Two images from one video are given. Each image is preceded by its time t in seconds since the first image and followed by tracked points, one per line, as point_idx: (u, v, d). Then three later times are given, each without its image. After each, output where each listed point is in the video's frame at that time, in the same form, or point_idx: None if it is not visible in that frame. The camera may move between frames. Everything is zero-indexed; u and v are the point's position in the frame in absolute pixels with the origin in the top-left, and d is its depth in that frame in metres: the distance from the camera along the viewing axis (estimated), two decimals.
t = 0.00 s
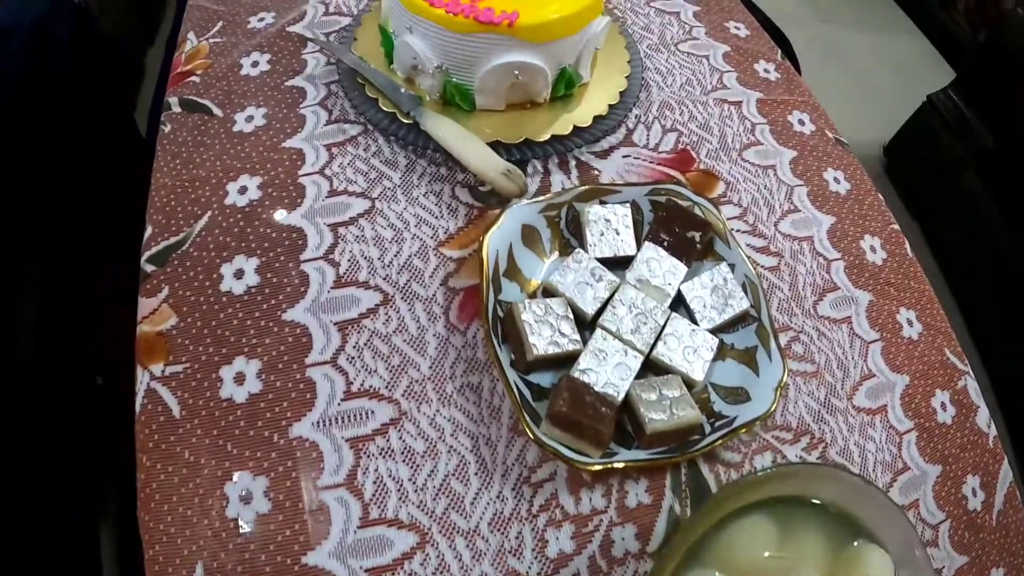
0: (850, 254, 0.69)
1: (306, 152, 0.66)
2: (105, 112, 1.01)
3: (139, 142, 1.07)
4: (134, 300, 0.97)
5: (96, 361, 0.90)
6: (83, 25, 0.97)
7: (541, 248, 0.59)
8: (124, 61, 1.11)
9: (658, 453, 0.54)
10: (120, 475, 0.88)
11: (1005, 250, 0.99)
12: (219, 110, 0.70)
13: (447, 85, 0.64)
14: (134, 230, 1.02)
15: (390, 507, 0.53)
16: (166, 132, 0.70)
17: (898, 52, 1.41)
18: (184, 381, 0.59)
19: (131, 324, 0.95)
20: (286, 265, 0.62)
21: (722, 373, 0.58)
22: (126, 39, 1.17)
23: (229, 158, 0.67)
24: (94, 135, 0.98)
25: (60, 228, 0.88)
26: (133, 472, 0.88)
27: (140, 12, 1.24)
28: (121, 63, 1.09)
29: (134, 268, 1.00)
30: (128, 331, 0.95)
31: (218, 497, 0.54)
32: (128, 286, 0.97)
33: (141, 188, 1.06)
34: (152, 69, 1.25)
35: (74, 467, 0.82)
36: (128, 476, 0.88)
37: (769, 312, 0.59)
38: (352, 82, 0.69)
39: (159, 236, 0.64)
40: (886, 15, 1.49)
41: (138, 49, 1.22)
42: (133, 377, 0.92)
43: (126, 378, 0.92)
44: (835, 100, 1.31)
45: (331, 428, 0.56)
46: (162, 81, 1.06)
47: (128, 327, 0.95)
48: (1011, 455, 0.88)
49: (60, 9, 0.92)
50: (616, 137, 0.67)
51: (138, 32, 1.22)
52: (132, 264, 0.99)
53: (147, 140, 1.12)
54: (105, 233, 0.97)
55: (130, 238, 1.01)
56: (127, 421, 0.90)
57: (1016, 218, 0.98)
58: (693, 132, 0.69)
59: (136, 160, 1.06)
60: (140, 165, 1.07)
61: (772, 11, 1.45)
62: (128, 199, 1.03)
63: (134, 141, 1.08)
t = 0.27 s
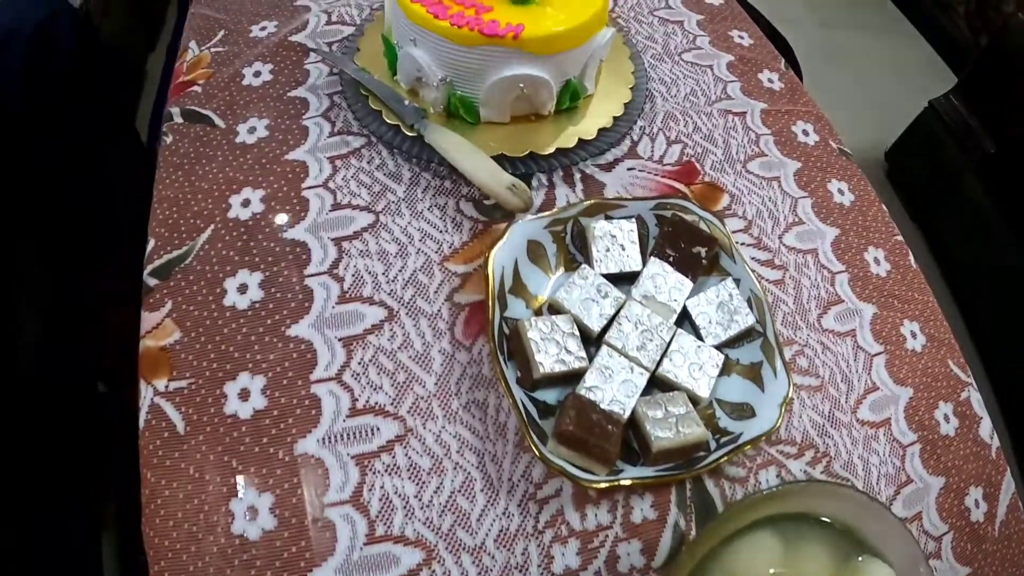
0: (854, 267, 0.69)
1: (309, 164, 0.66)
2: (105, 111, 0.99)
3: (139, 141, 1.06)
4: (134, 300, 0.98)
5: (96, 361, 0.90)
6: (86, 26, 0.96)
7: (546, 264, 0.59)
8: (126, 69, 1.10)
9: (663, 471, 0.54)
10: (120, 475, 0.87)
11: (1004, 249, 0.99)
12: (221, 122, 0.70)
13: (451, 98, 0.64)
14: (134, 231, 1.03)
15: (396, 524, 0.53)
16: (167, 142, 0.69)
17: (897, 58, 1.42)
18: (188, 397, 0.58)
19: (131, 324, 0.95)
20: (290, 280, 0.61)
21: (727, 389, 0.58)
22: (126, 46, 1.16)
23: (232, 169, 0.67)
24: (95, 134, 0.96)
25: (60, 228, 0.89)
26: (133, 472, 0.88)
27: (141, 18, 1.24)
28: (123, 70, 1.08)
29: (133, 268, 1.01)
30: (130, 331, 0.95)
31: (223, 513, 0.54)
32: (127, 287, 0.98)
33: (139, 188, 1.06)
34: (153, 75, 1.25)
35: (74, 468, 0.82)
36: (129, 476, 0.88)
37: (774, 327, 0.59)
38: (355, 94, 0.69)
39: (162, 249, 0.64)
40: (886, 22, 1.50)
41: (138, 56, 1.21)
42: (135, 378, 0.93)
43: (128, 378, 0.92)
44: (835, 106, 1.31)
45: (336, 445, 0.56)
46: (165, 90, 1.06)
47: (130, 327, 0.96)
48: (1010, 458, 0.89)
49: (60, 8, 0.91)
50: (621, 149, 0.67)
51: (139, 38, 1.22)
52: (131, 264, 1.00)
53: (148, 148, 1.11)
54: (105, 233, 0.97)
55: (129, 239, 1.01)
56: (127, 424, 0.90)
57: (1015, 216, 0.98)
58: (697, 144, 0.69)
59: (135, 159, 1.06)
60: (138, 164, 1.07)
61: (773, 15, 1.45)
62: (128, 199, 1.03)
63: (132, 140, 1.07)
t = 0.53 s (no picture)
0: (858, 279, 0.68)
1: (312, 177, 0.66)
2: (105, 111, 0.99)
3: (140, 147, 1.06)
4: (133, 300, 0.96)
5: (96, 361, 0.90)
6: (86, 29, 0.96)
7: (552, 280, 0.59)
8: (128, 76, 1.10)
9: (669, 489, 0.54)
10: (120, 475, 0.87)
11: (1003, 254, 1.00)
12: (224, 133, 0.69)
13: (456, 111, 0.64)
14: (133, 231, 1.01)
15: (402, 542, 0.53)
16: (169, 154, 0.69)
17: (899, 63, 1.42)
18: (193, 413, 0.57)
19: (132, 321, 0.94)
20: (294, 295, 0.61)
21: (732, 405, 0.58)
22: (127, 54, 1.16)
23: (234, 182, 0.67)
24: (94, 134, 0.96)
25: (61, 228, 0.89)
26: (133, 472, 0.87)
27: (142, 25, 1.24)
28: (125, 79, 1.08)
29: (133, 268, 0.99)
30: (131, 330, 0.94)
31: (229, 531, 0.53)
32: (127, 287, 0.96)
33: (139, 188, 1.05)
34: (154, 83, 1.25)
35: (74, 468, 0.82)
36: (128, 476, 0.87)
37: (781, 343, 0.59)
38: (359, 106, 0.69)
39: (164, 262, 0.64)
40: (887, 27, 1.50)
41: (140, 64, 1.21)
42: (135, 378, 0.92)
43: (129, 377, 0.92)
44: (837, 113, 1.31)
45: (342, 462, 0.55)
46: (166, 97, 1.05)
47: (131, 326, 0.94)
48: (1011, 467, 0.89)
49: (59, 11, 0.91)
50: (625, 162, 0.67)
51: (140, 46, 1.22)
52: (131, 265, 0.99)
53: (150, 156, 1.11)
54: (105, 233, 0.96)
55: (129, 239, 1.00)
56: (128, 423, 0.90)
57: (1015, 220, 0.99)
58: (702, 156, 0.69)
59: (133, 159, 1.05)
60: (137, 163, 1.06)
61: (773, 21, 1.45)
62: (128, 198, 1.02)
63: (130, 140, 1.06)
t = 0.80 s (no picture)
0: (862, 291, 0.68)
1: (315, 190, 0.66)
2: (105, 111, 0.98)
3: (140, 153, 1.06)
4: (133, 301, 0.98)
5: (96, 361, 0.90)
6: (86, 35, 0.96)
7: (556, 296, 0.59)
8: (129, 83, 1.11)
9: (673, 505, 0.54)
10: (124, 473, 0.89)
11: (1003, 257, 1.00)
12: (226, 145, 0.69)
13: (459, 124, 0.64)
14: (133, 230, 1.03)
15: (407, 559, 0.52)
16: (171, 165, 0.69)
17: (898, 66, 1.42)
18: (197, 429, 0.57)
19: (130, 322, 0.96)
20: (298, 310, 0.61)
21: (736, 420, 0.58)
22: (129, 63, 1.17)
23: (236, 195, 0.67)
24: (95, 134, 0.95)
25: (60, 228, 0.87)
26: (134, 472, 0.89)
27: (142, 34, 1.24)
28: (127, 88, 1.09)
29: (132, 268, 1.01)
30: (128, 333, 0.96)
31: (233, 547, 0.52)
32: (126, 288, 0.98)
33: (138, 187, 1.07)
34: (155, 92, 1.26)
35: (73, 469, 0.81)
36: (128, 476, 0.89)
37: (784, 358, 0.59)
38: (362, 118, 0.68)
39: (167, 275, 0.63)
40: (885, 31, 1.50)
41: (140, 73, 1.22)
42: (136, 378, 0.94)
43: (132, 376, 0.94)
44: (837, 117, 1.31)
45: (347, 478, 0.55)
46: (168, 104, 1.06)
47: (131, 328, 0.96)
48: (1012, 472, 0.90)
49: (57, 15, 0.91)
50: (629, 174, 0.67)
51: (141, 56, 1.23)
52: (130, 265, 1.00)
53: (151, 164, 1.11)
54: (105, 233, 0.96)
55: (129, 239, 1.01)
56: (128, 424, 0.91)
57: (1015, 223, 0.99)
58: (705, 168, 0.69)
59: (131, 160, 1.05)
60: (134, 164, 1.07)
61: (772, 27, 1.45)
62: (128, 198, 1.03)
63: (129, 144, 1.07)
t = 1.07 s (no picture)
0: (864, 303, 0.68)
1: (317, 204, 0.66)
2: (105, 111, 0.98)
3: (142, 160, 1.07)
4: (133, 301, 0.98)
5: (97, 361, 0.90)
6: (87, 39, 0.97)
7: (560, 312, 0.59)
8: (130, 90, 1.11)
9: (676, 522, 0.53)
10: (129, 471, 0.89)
11: (1002, 261, 1.00)
12: (227, 157, 0.69)
13: (462, 139, 0.63)
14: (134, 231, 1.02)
15: None
16: (172, 177, 0.69)
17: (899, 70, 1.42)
18: (200, 445, 0.57)
19: (129, 323, 0.96)
20: (301, 326, 0.61)
21: (738, 436, 0.58)
22: (129, 71, 1.17)
23: (238, 208, 0.66)
24: (94, 135, 0.94)
25: (58, 226, 0.86)
26: (134, 471, 0.89)
27: (143, 41, 1.24)
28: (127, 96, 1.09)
29: (132, 268, 1.00)
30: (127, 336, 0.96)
31: (236, 564, 0.52)
32: (127, 288, 0.98)
33: (139, 188, 1.06)
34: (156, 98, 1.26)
35: (73, 469, 0.81)
36: (129, 476, 0.89)
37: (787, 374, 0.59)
38: (364, 131, 0.68)
39: (169, 290, 0.63)
40: (887, 36, 1.50)
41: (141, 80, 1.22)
42: (136, 378, 0.94)
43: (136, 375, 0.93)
44: (839, 126, 1.31)
45: (350, 495, 0.55)
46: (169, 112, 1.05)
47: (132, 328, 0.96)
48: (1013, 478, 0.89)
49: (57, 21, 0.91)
50: (632, 189, 0.67)
51: (141, 63, 1.22)
52: (131, 265, 1.00)
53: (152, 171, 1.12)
54: (105, 233, 0.95)
55: (129, 239, 1.00)
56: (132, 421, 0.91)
57: (1015, 225, 0.98)
58: (708, 180, 0.69)
59: (131, 161, 1.04)
60: (134, 166, 1.06)
61: (773, 33, 1.45)
62: (128, 199, 1.02)
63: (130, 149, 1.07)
